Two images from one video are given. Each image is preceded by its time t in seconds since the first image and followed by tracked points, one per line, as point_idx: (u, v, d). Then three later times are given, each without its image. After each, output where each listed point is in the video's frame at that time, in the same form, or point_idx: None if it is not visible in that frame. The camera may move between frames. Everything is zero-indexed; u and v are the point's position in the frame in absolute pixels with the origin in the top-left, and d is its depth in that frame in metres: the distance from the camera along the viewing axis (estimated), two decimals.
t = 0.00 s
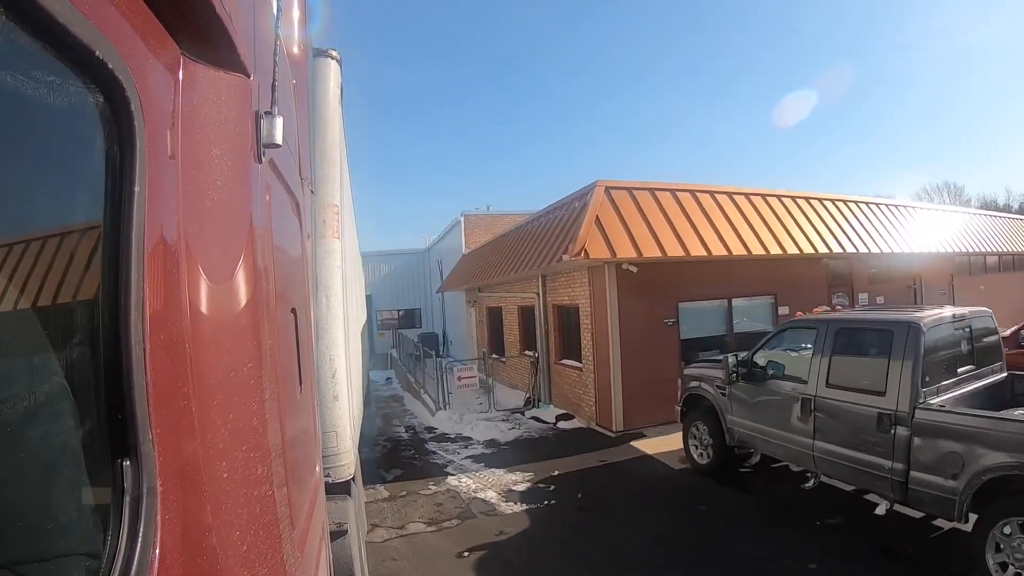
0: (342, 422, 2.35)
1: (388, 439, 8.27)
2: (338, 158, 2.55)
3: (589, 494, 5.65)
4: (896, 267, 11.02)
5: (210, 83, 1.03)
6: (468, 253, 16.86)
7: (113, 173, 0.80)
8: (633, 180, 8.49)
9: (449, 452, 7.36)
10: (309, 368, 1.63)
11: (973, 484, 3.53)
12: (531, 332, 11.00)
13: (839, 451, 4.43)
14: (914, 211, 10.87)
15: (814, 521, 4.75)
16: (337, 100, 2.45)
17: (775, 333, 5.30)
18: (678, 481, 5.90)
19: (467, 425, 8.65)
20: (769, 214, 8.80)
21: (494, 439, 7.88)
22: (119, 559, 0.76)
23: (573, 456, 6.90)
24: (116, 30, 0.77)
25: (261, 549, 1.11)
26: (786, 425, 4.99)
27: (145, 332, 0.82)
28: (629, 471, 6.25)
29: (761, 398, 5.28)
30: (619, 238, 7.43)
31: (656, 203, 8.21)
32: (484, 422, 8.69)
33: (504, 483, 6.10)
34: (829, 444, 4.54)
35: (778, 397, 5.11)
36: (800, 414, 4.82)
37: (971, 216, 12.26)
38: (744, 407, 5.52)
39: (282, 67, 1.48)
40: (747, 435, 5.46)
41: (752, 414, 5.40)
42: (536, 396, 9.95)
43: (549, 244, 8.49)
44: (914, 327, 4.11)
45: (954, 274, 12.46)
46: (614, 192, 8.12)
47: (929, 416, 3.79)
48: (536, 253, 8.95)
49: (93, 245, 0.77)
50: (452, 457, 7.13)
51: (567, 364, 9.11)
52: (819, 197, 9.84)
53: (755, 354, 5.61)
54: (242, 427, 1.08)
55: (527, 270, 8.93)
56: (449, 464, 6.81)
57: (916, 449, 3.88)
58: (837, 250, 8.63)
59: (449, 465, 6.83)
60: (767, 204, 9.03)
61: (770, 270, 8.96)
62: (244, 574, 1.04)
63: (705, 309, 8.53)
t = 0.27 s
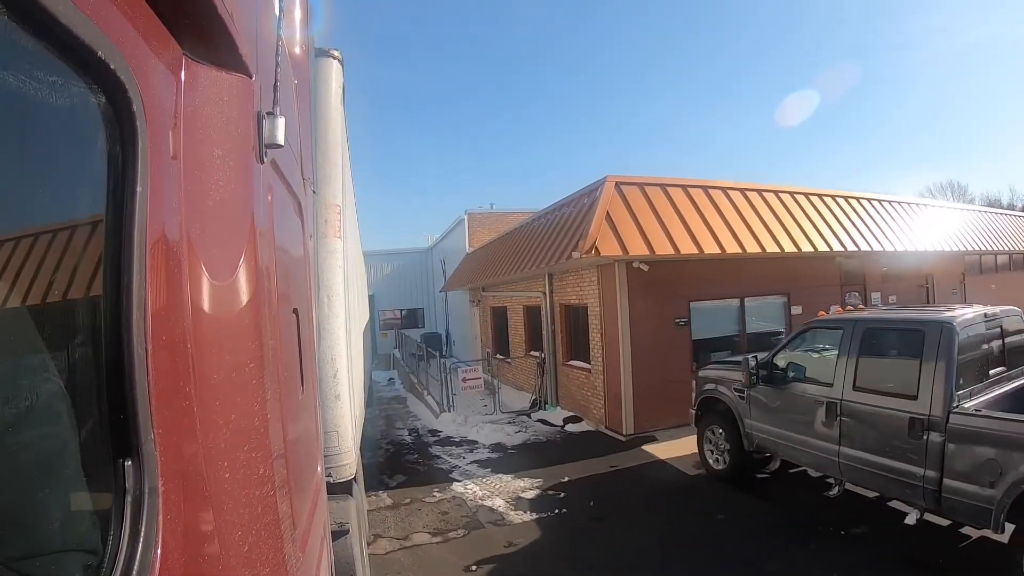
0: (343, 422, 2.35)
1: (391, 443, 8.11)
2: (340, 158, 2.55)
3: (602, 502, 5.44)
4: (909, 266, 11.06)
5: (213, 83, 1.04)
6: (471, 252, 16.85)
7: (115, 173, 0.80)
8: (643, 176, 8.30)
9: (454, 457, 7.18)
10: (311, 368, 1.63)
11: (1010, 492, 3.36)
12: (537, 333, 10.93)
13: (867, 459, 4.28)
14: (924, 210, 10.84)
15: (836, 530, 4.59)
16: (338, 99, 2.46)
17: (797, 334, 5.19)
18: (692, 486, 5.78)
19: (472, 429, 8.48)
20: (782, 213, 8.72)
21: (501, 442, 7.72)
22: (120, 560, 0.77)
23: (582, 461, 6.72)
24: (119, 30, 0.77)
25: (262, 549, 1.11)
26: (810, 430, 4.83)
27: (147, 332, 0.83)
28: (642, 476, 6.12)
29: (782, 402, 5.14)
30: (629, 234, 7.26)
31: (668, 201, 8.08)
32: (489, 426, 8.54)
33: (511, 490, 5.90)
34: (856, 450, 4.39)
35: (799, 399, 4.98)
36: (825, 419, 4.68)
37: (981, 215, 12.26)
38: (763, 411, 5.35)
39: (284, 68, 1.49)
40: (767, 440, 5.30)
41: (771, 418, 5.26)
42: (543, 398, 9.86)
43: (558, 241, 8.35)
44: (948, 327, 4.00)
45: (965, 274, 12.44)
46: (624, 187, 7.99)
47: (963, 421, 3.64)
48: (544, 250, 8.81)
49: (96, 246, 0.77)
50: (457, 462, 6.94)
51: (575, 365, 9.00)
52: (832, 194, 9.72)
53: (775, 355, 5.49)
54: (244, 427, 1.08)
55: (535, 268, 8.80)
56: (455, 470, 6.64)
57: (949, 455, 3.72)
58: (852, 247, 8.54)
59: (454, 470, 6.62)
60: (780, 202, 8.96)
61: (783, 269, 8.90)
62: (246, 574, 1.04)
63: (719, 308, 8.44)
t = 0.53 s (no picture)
0: (346, 422, 2.36)
1: (393, 446, 8.03)
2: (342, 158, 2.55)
3: (614, 510, 5.31)
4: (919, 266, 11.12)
5: (215, 84, 1.04)
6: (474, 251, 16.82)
7: (118, 173, 0.80)
8: (653, 172, 8.13)
9: (459, 461, 7.07)
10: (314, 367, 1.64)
11: None
12: (541, 333, 10.89)
13: (893, 464, 4.20)
14: (931, 208, 10.83)
15: (857, 538, 4.49)
16: (341, 99, 2.46)
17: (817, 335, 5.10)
18: (704, 491, 5.70)
19: (477, 432, 8.40)
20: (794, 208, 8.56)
21: (507, 446, 7.63)
22: (124, 560, 0.77)
23: (591, 466, 6.62)
24: (121, 31, 0.77)
25: (266, 549, 1.12)
26: (832, 435, 4.75)
27: (150, 332, 0.83)
28: (654, 480, 6.04)
29: (802, 405, 5.05)
30: (639, 230, 7.06)
31: (678, 196, 7.85)
32: (494, 428, 8.46)
33: (519, 497, 5.75)
34: (881, 456, 4.31)
35: (819, 402, 4.89)
36: (848, 423, 4.59)
37: (988, 214, 12.29)
38: (783, 415, 5.29)
39: (286, 68, 1.49)
40: (787, 445, 5.22)
41: (790, 421, 5.17)
42: (548, 400, 9.80)
43: (565, 239, 8.23)
44: (977, 327, 3.86)
45: (973, 273, 12.51)
46: (634, 183, 7.76)
47: (996, 426, 3.54)
48: (550, 248, 8.70)
49: (100, 245, 0.77)
50: (462, 467, 6.82)
51: (582, 366, 8.92)
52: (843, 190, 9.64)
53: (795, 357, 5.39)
54: (247, 427, 1.08)
55: (541, 266, 8.69)
56: (460, 474, 6.53)
57: (981, 461, 3.62)
58: (864, 245, 8.45)
59: (458, 476, 6.49)
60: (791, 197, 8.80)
61: (792, 269, 8.86)
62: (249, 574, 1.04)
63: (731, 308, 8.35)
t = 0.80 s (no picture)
0: (349, 422, 2.36)
1: (395, 449, 8.01)
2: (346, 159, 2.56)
3: (622, 515, 5.25)
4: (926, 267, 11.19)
5: (217, 84, 1.04)
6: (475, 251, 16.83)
7: (120, 174, 0.80)
8: (660, 169, 8.05)
9: (462, 465, 7.02)
10: (316, 368, 1.64)
11: None
12: (545, 334, 10.89)
13: (913, 469, 4.10)
14: (936, 207, 10.85)
15: (876, 544, 4.42)
16: (345, 100, 2.46)
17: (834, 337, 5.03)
18: (714, 496, 5.66)
19: (481, 435, 8.37)
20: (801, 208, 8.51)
21: (511, 449, 7.61)
22: (124, 561, 0.77)
23: (596, 470, 6.57)
24: (123, 32, 0.77)
25: (268, 549, 1.12)
26: (850, 440, 4.65)
27: (153, 333, 0.83)
28: (663, 485, 5.99)
29: (818, 409, 4.97)
30: (648, 229, 7.00)
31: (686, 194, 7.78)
32: (497, 431, 8.43)
33: (524, 502, 5.68)
34: (900, 461, 4.21)
35: (835, 406, 4.80)
36: (867, 428, 4.49)
37: (992, 214, 12.34)
38: (797, 419, 5.20)
39: (288, 68, 1.49)
40: (801, 450, 5.14)
41: (805, 424, 5.11)
42: (552, 403, 9.78)
43: (570, 238, 8.16)
44: (1000, 327, 3.74)
45: (979, 273, 12.60)
46: (642, 180, 7.69)
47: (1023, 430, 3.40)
48: (555, 247, 8.64)
49: (102, 246, 0.77)
50: (465, 471, 6.77)
51: (587, 368, 8.89)
52: (849, 188, 9.63)
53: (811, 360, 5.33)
54: (249, 427, 1.08)
55: (546, 265, 8.63)
56: (463, 479, 6.48)
57: (1007, 467, 3.49)
58: (872, 244, 8.43)
59: (462, 481, 6.44)
60: (799, 196, 8.76)
61: (799, 269, 8.86)
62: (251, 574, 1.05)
63: (739, 308, 8.34)
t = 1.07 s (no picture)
0: (350, 421, 2.36)
1: (394, 451, 7.99)
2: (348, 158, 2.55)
3: (629, 520, 5.21)
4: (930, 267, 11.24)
5: (218, 83, 1.04)
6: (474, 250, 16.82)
7: (121, 173, 0.80)
8: (666, 166, 7.99)
9: (463, 468, 6.99)
10: (316, 368, 1.64)
11: None
12: (546, 334, 10.87)
13: (931, 472, 4.07)
14: (938, 207, 10.87)
15: (892, 550, 4.41)
16: (347, 100, 2.45)
17: (845, 337, 5.01)
18: (722, 500, 5.63)
19: (482, 436, 8.34)
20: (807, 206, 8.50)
21: (512, 452, 7.59)
22: (125, 560, 0.77)
23: (600, 473, 6.55)
24: (124, 31, 0.77)
25: (267, 548, 1.12)
26: (864, 442, 4.62)
27: (154, 332, 0.83)
28: (670, 488, 5.96)
29: (831, 410, 4.95)
30: (653, 226, 6.94)
31: (693, 192, 7.75)
32: (498, 433, 8.41)
33: (528, 506, 5.64)
34: (917, 464, 4.17)
35: (848, 408, 4.78)
36: (882, 429, 4.46)
37: (994, 214, 12.38)
38: (809, 420, 5.18)
39: (289, 67, 1.49)
40: (813, 452, 5.13)
41: (816, 426, 5.09)
42: (553, 403, 9.78)
43: (574, 236, 8.10)
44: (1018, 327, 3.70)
45: (981, 274, 12.64)
46: (646, 177, 7.63)
47: None
48: (558, 246, 8.58)
49: (103, 245, 0.77)
50: (466, 474, 6.74)
51: (590, 369, 8.87)
52: (854, 187, 9.62)
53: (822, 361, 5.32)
54: (249, 427, 1.08)
55: (548, 263, 8.57)
56: (465, 482, 6.45)
57: None
58: (877, 243, 8.43)
59: (464, 484, 6.40)
60: (805, 194, 8.74)
61: (804, 269, 8.85)
62: (250, 573, 1.05)
63: (745, 308, 8.33)
